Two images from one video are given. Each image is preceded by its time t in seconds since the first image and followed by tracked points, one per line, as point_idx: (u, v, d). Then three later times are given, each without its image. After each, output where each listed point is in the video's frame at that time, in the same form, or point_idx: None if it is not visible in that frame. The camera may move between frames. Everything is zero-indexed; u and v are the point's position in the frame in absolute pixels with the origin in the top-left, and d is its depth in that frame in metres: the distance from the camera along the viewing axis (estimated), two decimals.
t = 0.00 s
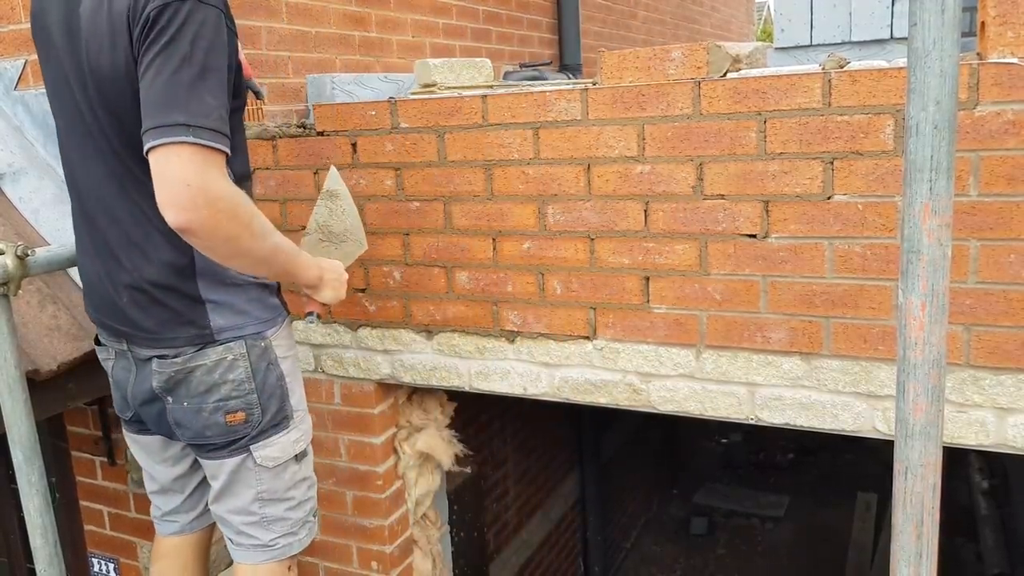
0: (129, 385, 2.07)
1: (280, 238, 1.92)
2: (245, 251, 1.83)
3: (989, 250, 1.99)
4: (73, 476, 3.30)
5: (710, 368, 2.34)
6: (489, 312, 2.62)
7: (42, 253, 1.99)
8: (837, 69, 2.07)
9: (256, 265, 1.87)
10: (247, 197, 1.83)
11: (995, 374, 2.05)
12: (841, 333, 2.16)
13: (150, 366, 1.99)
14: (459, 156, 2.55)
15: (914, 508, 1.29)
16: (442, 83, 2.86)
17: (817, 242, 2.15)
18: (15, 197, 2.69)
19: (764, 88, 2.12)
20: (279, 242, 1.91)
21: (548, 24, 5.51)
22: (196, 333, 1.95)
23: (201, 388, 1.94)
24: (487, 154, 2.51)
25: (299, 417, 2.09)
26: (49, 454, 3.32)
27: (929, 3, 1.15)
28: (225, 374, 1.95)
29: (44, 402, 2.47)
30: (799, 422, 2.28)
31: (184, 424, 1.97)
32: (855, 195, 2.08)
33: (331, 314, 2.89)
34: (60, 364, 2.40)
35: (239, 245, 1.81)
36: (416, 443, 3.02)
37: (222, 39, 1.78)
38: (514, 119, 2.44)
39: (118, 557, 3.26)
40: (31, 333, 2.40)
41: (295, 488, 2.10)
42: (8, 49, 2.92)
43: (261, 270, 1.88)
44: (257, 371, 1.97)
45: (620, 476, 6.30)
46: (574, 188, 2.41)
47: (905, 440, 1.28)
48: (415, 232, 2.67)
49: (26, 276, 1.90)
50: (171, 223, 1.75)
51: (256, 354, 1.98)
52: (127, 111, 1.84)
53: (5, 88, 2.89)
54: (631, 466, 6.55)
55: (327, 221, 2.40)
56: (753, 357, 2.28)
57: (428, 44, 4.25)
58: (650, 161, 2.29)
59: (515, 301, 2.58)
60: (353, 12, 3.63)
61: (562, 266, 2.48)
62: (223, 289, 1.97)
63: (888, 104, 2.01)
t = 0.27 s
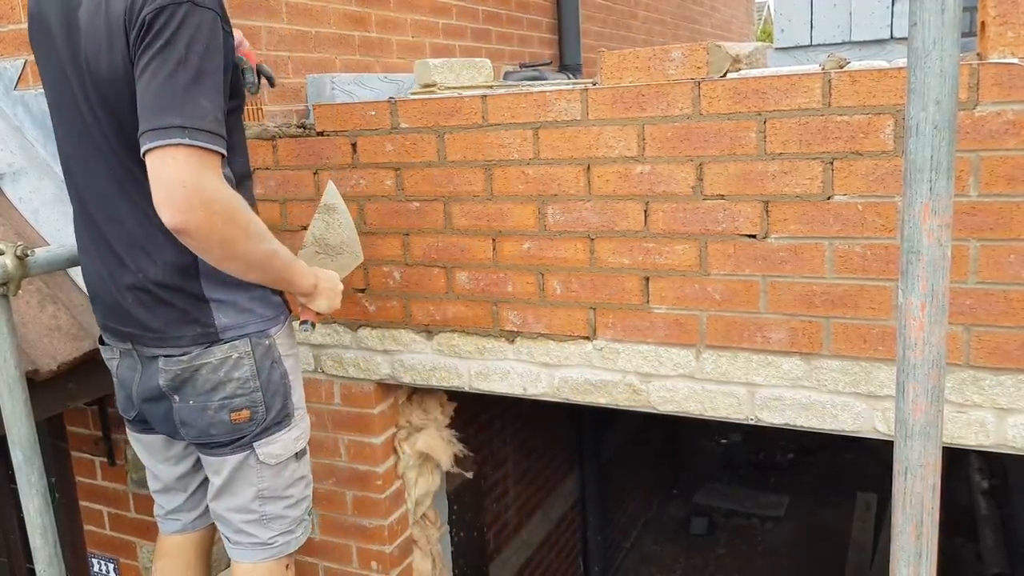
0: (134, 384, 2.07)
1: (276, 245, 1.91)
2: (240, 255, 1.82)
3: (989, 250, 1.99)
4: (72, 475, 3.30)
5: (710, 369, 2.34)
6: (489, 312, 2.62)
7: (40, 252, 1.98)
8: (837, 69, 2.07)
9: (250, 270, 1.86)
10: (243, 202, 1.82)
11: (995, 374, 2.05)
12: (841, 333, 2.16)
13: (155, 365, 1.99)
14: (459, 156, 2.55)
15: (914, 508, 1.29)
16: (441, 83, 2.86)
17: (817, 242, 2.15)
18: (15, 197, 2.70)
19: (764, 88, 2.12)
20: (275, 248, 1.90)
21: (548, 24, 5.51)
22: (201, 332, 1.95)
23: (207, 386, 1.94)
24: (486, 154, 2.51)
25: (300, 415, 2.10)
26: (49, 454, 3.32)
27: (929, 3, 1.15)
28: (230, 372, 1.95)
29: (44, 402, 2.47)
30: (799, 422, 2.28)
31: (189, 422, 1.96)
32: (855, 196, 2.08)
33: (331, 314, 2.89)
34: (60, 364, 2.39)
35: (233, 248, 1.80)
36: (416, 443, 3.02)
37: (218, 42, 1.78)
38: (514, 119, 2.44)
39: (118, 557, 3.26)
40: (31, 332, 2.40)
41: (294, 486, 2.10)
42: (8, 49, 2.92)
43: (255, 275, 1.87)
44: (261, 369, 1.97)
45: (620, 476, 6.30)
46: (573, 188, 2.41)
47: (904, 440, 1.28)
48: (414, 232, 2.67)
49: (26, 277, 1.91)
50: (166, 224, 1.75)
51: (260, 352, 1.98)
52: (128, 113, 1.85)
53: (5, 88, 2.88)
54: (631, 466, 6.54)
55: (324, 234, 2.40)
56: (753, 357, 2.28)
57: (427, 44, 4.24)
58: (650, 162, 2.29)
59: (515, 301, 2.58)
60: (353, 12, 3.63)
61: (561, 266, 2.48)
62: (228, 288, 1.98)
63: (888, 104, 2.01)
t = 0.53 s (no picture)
0: (123, 384, 2.08)
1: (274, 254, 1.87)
2: (233, 254, 1.79)
3: (989, 250, 1.99)
4: (72, 476, 3.30)
5: (710, 368, 2.34)
6: (489, 313, 2.62)
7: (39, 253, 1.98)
8: (837, 69, 2.07)
9: (243, 272, 1.81)
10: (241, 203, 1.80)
11: (995, 374, 2.05)
12: (841, 333, 2.16)
13: (141, 364, 2.00)
14: (458, 156, 2.55)
15: (914, 508, 1.29)
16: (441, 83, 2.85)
17: (817, 242, 2.15)
18: (15, 197, 2.70)
19: (764, 88, 2.12)
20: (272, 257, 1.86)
21: (548, 24, 5.50)
22: (181, 331, 1.96)
23: (191, 385, 1.95)
24: (486, 154, 2.51)
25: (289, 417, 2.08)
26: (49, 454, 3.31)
27: (930, 3, 1.15)
28: (213, 372, 1.94)
29: (44, 402, 2.47)
30: (799, 422, 2.28)
31: (174, 422, 1.97)
32: (855, 195, 2.08)
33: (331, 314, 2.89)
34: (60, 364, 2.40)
35: (227, 245, 1.77)
36: (416, 443, 3.03)
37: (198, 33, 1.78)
38: (514, 119, 2.44)
39: (118, 557, 3.26)
40: (30, 332, 2.40)
41: (283, 487, 2.10)
42: (8, 49, 2.93)
43: (249, 281, 1.83)
44: (244, 369, 1.97)
45: (620, 476, 6.31)
46: (573, 188, 2.41)
47: (905, 440, 1.28)
48: (414, 232, 2.67)
49: (25, 277, 1.91)
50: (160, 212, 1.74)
51: (243, 353, 1.98)
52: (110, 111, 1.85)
53: (4, 88, 2.88)
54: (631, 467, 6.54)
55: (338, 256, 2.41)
56: (753, 357, 2.28)
57: (427, 44, 4.25)
58: (650, 161, 2.29)
59: (515, 301, 2.58)
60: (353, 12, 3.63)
61: (561, 266, 2.48)
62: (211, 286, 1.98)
63: (888, 104, 2.01)
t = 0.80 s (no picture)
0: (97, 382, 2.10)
1: (221, 279, 1.82)
2: (173, 271, 1.78)
3: (989, 250, 1.99)
4: (72, 476, 3.30)
5: (710, 368, 2.34)
6: (489, 312, 2.62)
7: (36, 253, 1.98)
8: (837, 69, 2.07)
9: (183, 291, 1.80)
10: (194, 221, 1.78)
11: (995, 374, 2.05)
12: (841, 333, 2.16)
13: (109, 364, 2.01)
14: (458, 156, 2.55)
15: (915, 508, 1.29)
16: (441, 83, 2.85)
17: (817, 242, 2.15)
18: (15, 198, 2.69)
19: (764, 88, 2.12)
20: (215, 281, 1.81)
21: (548, 24, 5.51)
22: (139, 332, 1.96)
23: (149, 387, 1.95)
24: (486, 154, 2.51)
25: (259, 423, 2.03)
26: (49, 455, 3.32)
27: (930, 3, 1.15)
28: (167, 375, 1.94)
29: (44, 402, 2.47)
30: (799, 422, 2.28)
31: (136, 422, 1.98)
32: (855, 195, 2.08)
33: (330, 314, 2.89)
34: (60, 364, 2.40)
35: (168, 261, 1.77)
36: (415, 443, 3.03)
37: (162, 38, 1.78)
38: (514, 119, 2.44)
39: (117, 557, 3.26)
40: (30, 333, 2.40)
41: (255, 496, 2.06)
42: (8, 49, 2.93)
43: (188, 303, 1.80)
44: (199, 374, 1.94)
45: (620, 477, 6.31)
46: (574, 188, 2.41)
47: (905, 440, 1.28)
48: (414, 232, 2.67)
49: (25, 277, 1.91)
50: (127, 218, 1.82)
51: (198, 357, 1.95)
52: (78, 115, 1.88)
53: (5, 88, 2.88)
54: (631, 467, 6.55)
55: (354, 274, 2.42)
56: (753, 357, 2.28)
57: (428, 44, 4.25)
58: (650, 161, 2.29)
59: (515, 301, 2.58)
60: (353, 12, 3.63)
61: (561, 266, 2.48)
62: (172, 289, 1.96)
63: (888, 104, 2.01)
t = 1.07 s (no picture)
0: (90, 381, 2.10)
1: (147, 277, 1.77)
2: (97, 262, 1.73)
3: (989, 249, 1.99)
4: (71, 476, 3.30)
5: (710, 369, 2.34)
6: (489, 313, 2.62)
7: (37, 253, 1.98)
8: (837, 69, 2.07)
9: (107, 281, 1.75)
10: (123, 213, 1.72)
11: (995, 374, 2.05)
12: (841, 333, 2.16)
13: (99, 361, 2.00)
14: (458, 156, 2.55)
15: (915, 507, 1.29)
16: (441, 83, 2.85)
17: (817, 242, 2.15)
18: (15, 197, 2.69)
19: (764, 88, 2.12)
20: (138, 278, 1.75)
21: (547, 24, 5.51)
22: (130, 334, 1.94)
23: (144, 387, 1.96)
24: (486, 154, 2.51)
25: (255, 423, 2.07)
26: (48, 455, 3.31)
27: (930, 3, 1.15)
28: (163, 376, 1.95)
29: (44, 402, 2.47)
30: (799, 422, 2.28)
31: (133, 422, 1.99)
32: (855, 195, 2.08)
33: (330, 314, 2.89)
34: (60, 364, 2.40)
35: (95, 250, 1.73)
36: (416, 443, 3.03)
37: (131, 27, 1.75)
38: (514, 120, 2.44)
39: (117, 557, 3.26)
40: (30, 333, 2.40)
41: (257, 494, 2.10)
42: (7, 49, 2.94)
43: (109, 294, 1.75)
44: (194, 374, 1.95)
45: (620, 477, 6.31)
46: (574, 188, 2.41)
47: (905, 440, 1.28)
48: (414, 232, 2.67)
49: (26, 277, 1.91)
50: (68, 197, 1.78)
51: (191, 359, 1.96)
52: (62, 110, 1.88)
53: (4, 88, 2.88)
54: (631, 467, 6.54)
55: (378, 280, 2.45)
56: (753, 357, 2.28)
57: (428, 44, 4.25)
58: (650, 162, 2.29)
59: (515, 301, 2.58)
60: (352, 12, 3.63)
61: (561, 266, 2.48)
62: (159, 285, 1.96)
63: (888, 104, 2.01)
